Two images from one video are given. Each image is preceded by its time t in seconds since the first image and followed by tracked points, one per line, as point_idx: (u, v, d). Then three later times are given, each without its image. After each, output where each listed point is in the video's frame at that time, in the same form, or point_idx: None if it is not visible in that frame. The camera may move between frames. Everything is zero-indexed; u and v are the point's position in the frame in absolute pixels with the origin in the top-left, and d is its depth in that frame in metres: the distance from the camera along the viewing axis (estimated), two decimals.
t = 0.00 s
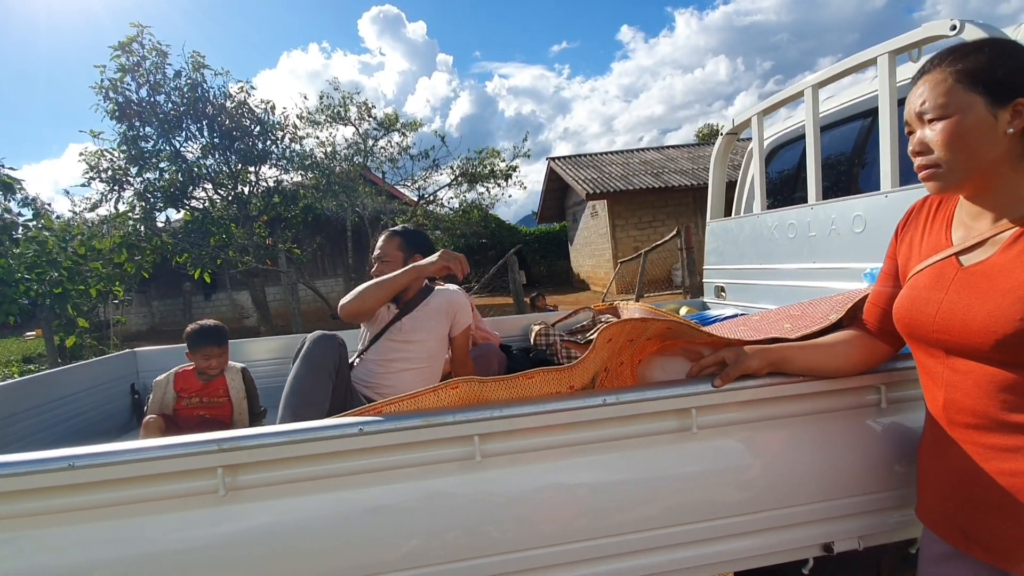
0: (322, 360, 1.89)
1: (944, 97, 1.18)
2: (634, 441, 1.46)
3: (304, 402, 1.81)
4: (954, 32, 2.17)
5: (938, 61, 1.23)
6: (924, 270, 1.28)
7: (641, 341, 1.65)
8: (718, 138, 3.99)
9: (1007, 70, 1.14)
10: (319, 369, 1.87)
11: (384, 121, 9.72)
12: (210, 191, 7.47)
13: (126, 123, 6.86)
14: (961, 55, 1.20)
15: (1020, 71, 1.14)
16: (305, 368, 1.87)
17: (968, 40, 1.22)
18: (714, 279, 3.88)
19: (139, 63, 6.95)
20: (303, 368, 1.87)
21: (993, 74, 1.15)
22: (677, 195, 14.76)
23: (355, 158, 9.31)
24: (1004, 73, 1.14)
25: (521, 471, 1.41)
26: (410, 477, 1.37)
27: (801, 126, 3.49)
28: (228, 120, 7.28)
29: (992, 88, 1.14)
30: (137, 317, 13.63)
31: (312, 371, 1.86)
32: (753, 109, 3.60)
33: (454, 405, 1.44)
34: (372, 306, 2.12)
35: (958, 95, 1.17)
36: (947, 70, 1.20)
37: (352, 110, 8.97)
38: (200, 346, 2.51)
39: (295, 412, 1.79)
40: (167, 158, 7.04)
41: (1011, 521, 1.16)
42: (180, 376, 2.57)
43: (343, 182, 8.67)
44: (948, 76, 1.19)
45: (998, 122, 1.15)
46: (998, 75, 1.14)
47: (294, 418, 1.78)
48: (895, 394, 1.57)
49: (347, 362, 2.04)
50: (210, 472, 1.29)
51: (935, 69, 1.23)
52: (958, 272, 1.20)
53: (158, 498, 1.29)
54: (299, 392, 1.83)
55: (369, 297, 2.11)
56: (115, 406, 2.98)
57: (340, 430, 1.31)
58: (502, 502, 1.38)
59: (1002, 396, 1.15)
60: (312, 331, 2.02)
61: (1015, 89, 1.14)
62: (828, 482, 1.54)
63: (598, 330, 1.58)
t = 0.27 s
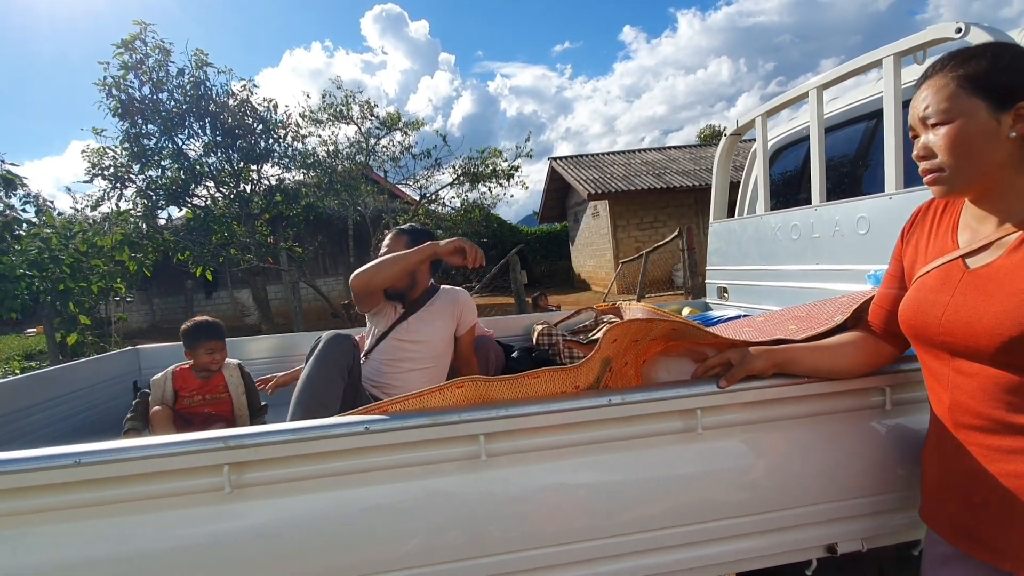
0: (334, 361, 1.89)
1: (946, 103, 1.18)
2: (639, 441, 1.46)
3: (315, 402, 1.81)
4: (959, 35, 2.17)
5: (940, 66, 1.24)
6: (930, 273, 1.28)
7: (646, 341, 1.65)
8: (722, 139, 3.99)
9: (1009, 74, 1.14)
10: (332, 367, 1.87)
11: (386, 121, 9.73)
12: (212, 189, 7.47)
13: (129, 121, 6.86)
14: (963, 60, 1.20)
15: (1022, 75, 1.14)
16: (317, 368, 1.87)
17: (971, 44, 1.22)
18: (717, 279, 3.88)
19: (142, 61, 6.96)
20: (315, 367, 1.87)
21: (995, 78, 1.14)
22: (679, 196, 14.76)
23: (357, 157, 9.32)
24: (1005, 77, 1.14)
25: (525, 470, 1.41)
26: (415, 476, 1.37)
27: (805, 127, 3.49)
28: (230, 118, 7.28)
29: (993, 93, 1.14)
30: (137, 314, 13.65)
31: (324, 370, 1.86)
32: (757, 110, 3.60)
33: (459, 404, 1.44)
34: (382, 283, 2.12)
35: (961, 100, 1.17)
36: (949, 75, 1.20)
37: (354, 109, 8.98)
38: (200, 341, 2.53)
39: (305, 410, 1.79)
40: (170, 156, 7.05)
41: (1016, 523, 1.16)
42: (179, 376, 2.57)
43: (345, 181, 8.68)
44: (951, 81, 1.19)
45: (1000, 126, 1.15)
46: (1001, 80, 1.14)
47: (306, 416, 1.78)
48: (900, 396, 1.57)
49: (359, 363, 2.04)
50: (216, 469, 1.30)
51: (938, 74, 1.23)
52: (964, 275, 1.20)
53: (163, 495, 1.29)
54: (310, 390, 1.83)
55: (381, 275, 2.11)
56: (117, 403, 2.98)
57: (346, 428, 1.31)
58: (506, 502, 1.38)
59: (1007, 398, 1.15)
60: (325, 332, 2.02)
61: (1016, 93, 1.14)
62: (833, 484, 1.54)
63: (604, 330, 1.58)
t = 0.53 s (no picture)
0: (332, 360, 1.89)
1: (952, 105, 1.18)
2: (643, 442, 1.46)
3: (316, 401, 1.80)
4: (964, 36, 2.17)
5: (946, 68, 1.23)
6: (936, 275, 1.27)
7: (651, 342, 1.65)
8: (725, 139, 3.98)
9: (1013, 76, 1.14)
10: (331, 366, 1.88)
11: (388, 120, 9.73)
12: (214, 188, 7.48)
13: (132, 120, 6.87)
14: (968, 61, 1.19)
15: None
16: (317, 366, 1.87)
17: (976, 47, 1.22)
18: (720, 280, 3.87)
19: (145, 60, 6.96)
20: (314, 366, 1.86)
21: (1001, 80, 1.14)
22: (681, 196, 14.75)
23: (359, 156, 9.33)
24: (1011, 79, 1.14)
25: (529, 470, 1.40)
26: (419, 476, 1.37)
27: (808, 128, 3.48)
28: (233, 118, 7.28)
29: (998, 95, 1.14)
30: (139, 314, 13.67)
31: (324, 369, 1.86)
32: (760, 110, 3.59)
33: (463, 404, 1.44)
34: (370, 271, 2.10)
35: (964, 102, 1.16)
36: (953, 78, 1.20)
37: (356, 108, 8.99)
38: (201, 340, 2.52)
39: (305, 408, 1.78)
40: (172, 155, 7.05)
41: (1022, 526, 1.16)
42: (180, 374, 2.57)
43: (347, 180, 8.69)
44: (957, 83, 1.18)
45: (1006, 128, 1.15)
46: (1007, 81, 1.14)
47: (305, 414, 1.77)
48: (906, 397, 1.57)
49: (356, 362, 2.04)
50: (220, 468, 1.29)
51: (942, 77, 1.23)
52: (971, 277, 1.20)
53: (167, 494, 1.29)
54: (310, 388, 1.81)
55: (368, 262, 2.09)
56: (119, 403, 2.97)
57: (350, 427, 1.31)
58: (510, 502, 1.38)
59: (1014, 401, 1.15)
60: (323, 331, 2.02)
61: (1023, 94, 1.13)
62: (837, 486, 1.54)
63: (608, 331, 1.58)
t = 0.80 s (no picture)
0: (334, 359, 1.89)
1: (955, 106, 1.17)
2: (645, 444, 1.45)
3: (316, 401, 1.80)
4: (970, 36, 2.16)
5: (950, 69, 1.23)
6: (941, 276, 1.27)
7: (653, 343, 1.65)
8: (728, 140, 3.97)
9: (1017, 76, 1.13)
10: (333, 366, 1.87)
11: (392, 120, 9.74)
12: (218, 188, 7.49)
13: (136, 120, 6.89)
14: (972, 62, 1.19)
15: None
16: (320, 366, 1.87)
17: (981, 47, 1.21)
18: (723, 281, 3.86)
19: (149, 60, 6.98)
20: (317, 365, 1.86)
21: (1004, 81, 1.13)
22: (684, 197, 14.73)
23: (361, 156, 9.34)
24: (1015, 79, 1.13)
25: (530, 471, 1.40)
26: (421, 476, 1.37)
27: (813, 128, 3.47)
28: (236, 118, 7.29)
29: (1001, 96, 1.13)
30: (142, 313, 13.72)
31: (326, 369, 1.86)
32: (764, 111, 3.58)
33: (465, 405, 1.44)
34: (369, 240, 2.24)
35: (968, 104, 1.16)
36: (957, 79, 1.20)
37: (359, 108, 9.00)
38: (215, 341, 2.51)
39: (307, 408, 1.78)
40: (176, 155, 7.06)
41: None
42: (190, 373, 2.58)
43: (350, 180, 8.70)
44: (960, 84, 1.18)
45: (1010, 129, 1.14)
46: (1010, 82, 1.13)
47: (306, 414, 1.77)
48: (910, 400, 1.56)
49: (359, 362, 2.03)
50: (222, 468, 1.30)
51: (946, 78, 1.23)
52: (976, 278, 1.19)
53: (170, 493, 1.29)
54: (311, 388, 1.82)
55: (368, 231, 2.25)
56: (122, 401, 2.98)
57: (352, 428, 1.31)
58: (512, 503, 1.38)
59: (1020, 403, 1.14)
60: (326, 330, 2.02)
61: None
62: (840, 488, 1.53)
63: (611, 332, 1.58)
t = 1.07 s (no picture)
0: (340, 358, 1.89)
1: (957, 104, 1.17)
2: (646, 443, 1.45)
3: (319, 401, 1.80)
4: (974, 34, 2.15)
5: (953, 67, 1.22)
6: (943, 276, 1.26)
7: (654, 342, 1.64)
8: (730, 140, 3.96)
9: (1021, 74, 1.12)
10: (337, 366, 1.87)
11: (393, 120, 9.74)
12: (219, 188, 7.50)
13: (138, 120, 6.90)
14: (976, 60, 1.18)
15: None
16: (323, 365, 1.87)
17: (985, 45, 1.20)
18: (724, 281, 3.86)
19: (151, 60, 6.99)
20: (320, 365, 1.86)
21: (1008, 79, 1.12)
22: (685, 197, 14.72)
23: (363, 156, 9.35)
24: (1018, 77, 1.12)
25: (531, 471, 1.40)
26: (422, 475, 1.37)
27: (814, 128, 3.46)
28: (238, 118, 7.30)
29: (1005, 93, 1.12)
30: (144, 312, 13.75)
31: (329, 368, 1.86)
32: (766, 111, 3.58)
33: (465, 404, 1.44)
34: (376, 242, 2.22)
35: (970, 102, 1.15)
36: (960, 77, 1.19)
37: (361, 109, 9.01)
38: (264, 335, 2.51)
39: (310, 408, 1.79)
40: (178, 155, 7.06)
41: None
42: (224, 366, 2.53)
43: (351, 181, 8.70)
44: (963, 82, 1.17)
45: (1013, 127, 1.13)
46: (1013, 80, 1.12)
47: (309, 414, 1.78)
48: (912, 400, 1.56)
49: (364, 362, 2.03)
50: (223, 466, 1.29)
51: (949, 76, 1.22)
52: (979, 278, 1.19)
53: (171, 492, 1.29)
54: (315, 388, 1.82)
55: (375, 231, 2.23)
56: (124, 401, 2.98)
57: (352, 426, 1.31)
58: (512, 503, 1.37)
59: (1022, 403, 1.14)
60: (330, 331, 2.02)
61: None
62: (841, 488, 1.53)
63: (612, 331, 1.57)
